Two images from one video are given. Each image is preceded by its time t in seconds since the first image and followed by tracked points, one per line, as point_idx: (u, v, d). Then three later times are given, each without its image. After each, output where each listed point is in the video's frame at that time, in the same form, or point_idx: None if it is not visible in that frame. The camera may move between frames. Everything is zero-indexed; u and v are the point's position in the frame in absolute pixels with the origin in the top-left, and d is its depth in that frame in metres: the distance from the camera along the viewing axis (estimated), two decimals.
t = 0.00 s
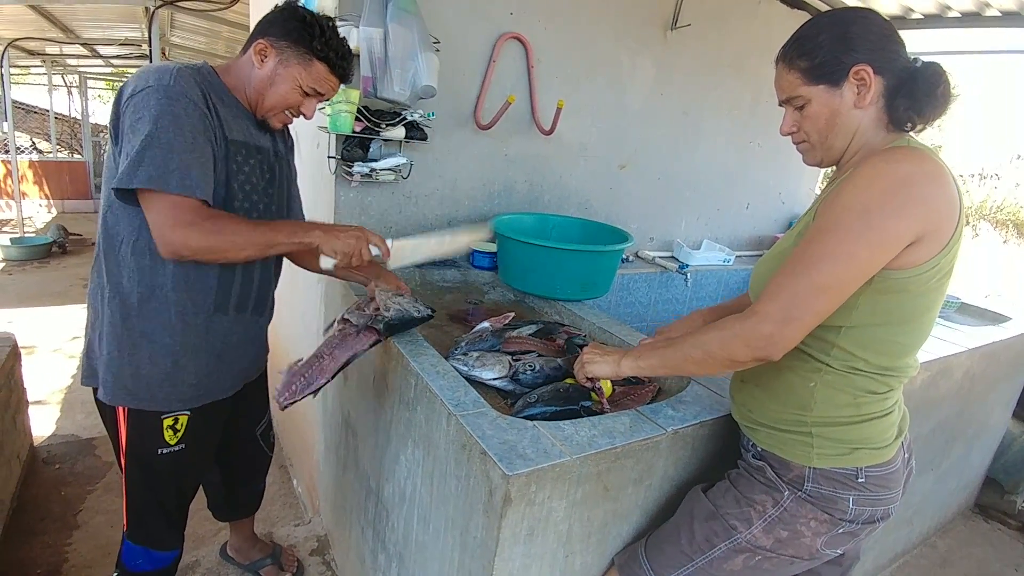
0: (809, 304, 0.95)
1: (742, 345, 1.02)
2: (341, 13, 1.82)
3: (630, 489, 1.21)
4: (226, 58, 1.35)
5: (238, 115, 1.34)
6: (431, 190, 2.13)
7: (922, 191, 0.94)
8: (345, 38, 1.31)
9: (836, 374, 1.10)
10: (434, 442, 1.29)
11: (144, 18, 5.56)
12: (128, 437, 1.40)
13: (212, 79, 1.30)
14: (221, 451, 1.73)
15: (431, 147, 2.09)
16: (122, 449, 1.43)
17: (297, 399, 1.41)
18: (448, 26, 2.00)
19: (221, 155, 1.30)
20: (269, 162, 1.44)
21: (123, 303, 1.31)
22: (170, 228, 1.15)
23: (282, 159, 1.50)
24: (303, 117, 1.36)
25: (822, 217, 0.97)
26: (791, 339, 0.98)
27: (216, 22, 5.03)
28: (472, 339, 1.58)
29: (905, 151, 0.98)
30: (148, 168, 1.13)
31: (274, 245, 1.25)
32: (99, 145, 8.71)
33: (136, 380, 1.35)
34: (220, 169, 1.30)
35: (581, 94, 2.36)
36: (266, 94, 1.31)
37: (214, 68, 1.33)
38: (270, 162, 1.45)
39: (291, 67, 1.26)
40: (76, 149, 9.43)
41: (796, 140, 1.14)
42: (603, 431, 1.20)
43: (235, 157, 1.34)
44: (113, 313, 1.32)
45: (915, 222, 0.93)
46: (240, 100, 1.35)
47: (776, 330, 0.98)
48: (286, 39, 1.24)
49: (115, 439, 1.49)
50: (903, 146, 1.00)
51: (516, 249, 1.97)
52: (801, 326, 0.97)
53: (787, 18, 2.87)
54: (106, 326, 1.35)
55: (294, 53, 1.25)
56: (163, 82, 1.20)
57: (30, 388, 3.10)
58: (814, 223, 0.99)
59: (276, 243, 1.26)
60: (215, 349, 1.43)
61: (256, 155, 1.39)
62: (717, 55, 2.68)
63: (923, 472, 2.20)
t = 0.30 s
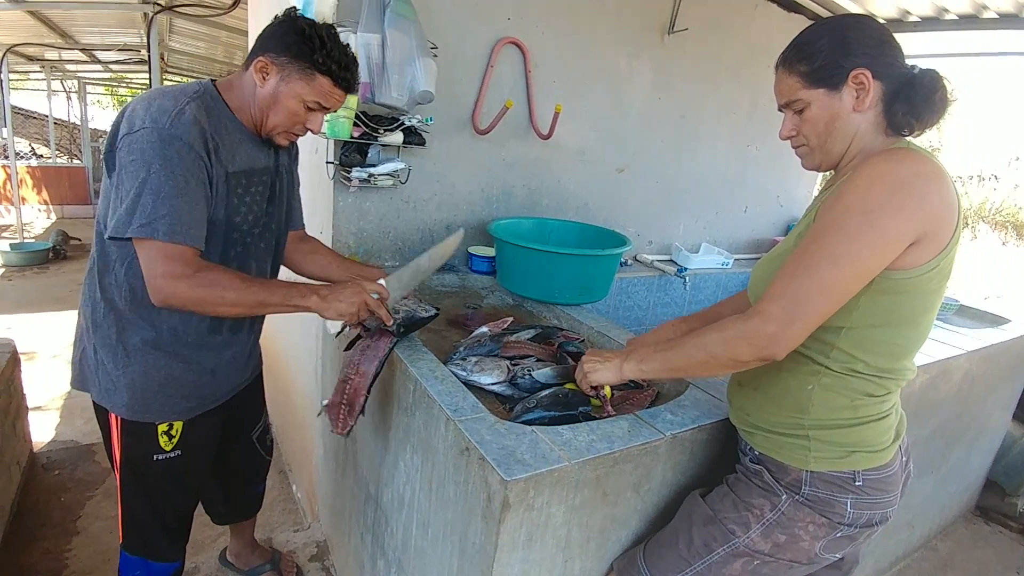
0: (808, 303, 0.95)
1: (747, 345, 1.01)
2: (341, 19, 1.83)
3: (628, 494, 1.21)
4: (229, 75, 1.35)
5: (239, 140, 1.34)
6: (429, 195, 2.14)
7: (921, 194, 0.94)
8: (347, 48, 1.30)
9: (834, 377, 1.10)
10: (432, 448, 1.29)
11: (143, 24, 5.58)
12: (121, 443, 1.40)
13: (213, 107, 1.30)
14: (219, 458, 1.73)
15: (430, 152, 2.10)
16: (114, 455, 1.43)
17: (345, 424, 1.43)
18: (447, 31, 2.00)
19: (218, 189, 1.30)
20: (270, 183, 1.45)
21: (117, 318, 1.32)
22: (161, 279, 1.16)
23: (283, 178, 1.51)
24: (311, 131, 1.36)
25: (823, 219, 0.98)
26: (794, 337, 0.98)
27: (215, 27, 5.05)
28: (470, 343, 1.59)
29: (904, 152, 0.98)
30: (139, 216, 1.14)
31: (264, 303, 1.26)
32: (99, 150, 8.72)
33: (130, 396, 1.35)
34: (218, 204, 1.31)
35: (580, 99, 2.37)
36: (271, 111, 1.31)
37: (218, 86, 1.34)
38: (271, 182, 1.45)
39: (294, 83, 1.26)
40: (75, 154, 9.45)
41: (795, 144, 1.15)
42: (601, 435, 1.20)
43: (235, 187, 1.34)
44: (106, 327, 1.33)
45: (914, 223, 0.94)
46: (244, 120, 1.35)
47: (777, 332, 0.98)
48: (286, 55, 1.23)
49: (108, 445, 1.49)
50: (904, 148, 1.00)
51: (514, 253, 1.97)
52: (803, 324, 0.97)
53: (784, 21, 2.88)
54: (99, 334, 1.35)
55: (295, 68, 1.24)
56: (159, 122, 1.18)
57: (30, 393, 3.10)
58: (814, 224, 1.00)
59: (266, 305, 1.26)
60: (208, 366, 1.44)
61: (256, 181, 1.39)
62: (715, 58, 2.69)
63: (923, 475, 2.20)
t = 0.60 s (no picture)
0: (796, 294, 0.95)
1: (732, 333, 1.02)
2: (337, 20, 1.83)
3: (626, 492, 1.21)
4: (228, 82, 1.33)
5: (240, 147, 1.33)
6: (426, 195, 2.14)
7: (915, 189, 0.94)
8: (348, 52, 1.30)
9: (830, 374, 1.10)
10: (430, 448, 1.29)
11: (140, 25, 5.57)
12: (116, 447, 1.40)
13: (214, 114, 1.29)
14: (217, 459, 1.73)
15: (427, 152, 2.10)
16: (109, 458, 1.43)
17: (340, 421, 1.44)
18: (443, 30, 2.00)
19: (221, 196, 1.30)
20: (267, 191, 1.45)
21: (110, 322, 1.32)
22: (188, 282, 1.15)
23: (280, 185, 1.50)
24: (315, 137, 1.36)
25: (813, 213, 0.98)
26: (778, 327, 0.99)
27: (212, 28, 5.04)
28: (467, 343, 1.59)
29: (897, 149, 0.98)
30: (160, 224, 1.14)
31: (296, 302, 1.29)
32: (96, 152, 8.71)
33: (124, 400, 1.35)
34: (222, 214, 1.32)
35: (577, 98, 2.37)
36: (274, 120, 1.30)
37: (217, 93, 1.32)
38: (268, 189, 1.45)
39: (298, 90, 1.25)
40: (72, 156, 9.44)
41: (789, 143, 1.15)
42: (599, 434, 1.20)
43: (235, 194, 1.34)
44: (99, 331, 1.32)
45: (905, 218, 0.94)
46: (244, 128, 1.34)
47: (762, 320, 0.98)
48: (289, 62, 1.23)
49: (104, 449, 1.48)
50: (898, 145, 1.00)
51: (512, 253, 1.97)
52: (788, 316, 0.97)
53: (780, 20, 2.88)
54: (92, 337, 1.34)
55: (299, 75, 1.23)
56: (166, 130, 1.17)
57: (28, 396, 3.10)
58: (804, 219, 1.00)
59: (297, 304, 1.29)
60: (201, 372, 1.44)
61: (255, 189, 1.39)
62: (712, 56, 2.69)
63: (920, 472, 2.20)
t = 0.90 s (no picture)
0: (804, 298, 0.95)
1: (744, 343, 1.01)
2: (332, 19, 1.82)
3: (625, 489, 1.21)
4: (215, 80, 1.32)
5: (230, 147, 1.33)
6: (424, 194, 2.14)
7: (913, 186, 0.95)
8: (334, 39, 1.29)
9: (828, 370, 1.11)
10: (429, 446, 1.29)
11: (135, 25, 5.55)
12: (111, 451, 1.39)
13: (204, 113, 1.28)
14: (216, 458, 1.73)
15: (423, 151, 2.09)
16: (105, 463, 1.42)
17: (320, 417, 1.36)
18: (437, 29, 2.00)
19: (215, 197, 1.30)
20: (259, 191, 1.44)
21: (104, 327, 1.32)
22: (191, 288, 1.15)
23: (271, 184, 1.50)
24: (308, 128, 1.35)
25: (812, 214, 0.98)
26: (788, 337, 0.98)
27: (207, 26, 5.02)
28: (466, 342, 1.59)
29: (889, 146, 0.99)
30: (157, 230, 1.14)
31: (300, 312, 1.27)
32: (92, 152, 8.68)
33: (120, 405, 1.34)
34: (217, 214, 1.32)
35: (574, 96, 2.37)
36: (264, 113, 1.29)
37: (205, 91, 1.31)
38: (259, 188, 1.45)
39: (287, 81, 1.24)
40: (68, 157, 9.41)
41: (779, 142, 1.15)
42: (597, 432, 1.20)
43: (229, 195, 1.34)
44: (93, 337, 1.32)
45: (903, 215, 0.94)
46: (234, 125, 1.33)
47: (777, 328, 0.98)
48: (275, 53, 1.22)
49: (98, 453, 1.48)
50: (888, 142, 1.01)
51: (510, 251, 1.97)
52: (798, 322, 0.97)
53: (776, 18, 2.88)
54: (86, 344, 1.34)
55: (286, 65, 1.23)
56: (156, 133, 1.16)
57: (24, 397, 3.09)
58: (804, 220, 1.00)
59: (302, 311, 1.27)
60: (196, 373, 1.44)
61: (247, 190, 1.39)
62: (707, 55, 2.68)
63: (918, 468, 2.21)
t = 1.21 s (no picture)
0: (799, 292, 0.95)
1: (734, 334, 1.01)
2: (327, 15, 1.81)
3: (623, 486, 1.21)
4: (183, 69, 1.31)
5: (205, 139, 1.32)
6: (421, 192, 2.13)
7: (907, 178, 0.95)
8: (299, 12, 1.26)
9: (823, 365, 1.10)
10: (427, 443, 1.29)
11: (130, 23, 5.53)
12: (104, 457, 1.38)
13: (173, 104, 1.27)
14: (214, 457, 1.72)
15: (420, 148, 2.09)
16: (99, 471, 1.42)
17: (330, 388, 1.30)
18: (431, 25, 1.99)
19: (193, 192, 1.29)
20: (239, 183, 1.45)
21: (95, 334, 1.31)
22: (176, 291, 1.15)
23: (250, 175, 1.49)
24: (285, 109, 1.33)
25: (804, 208, 0.98)
26: (779, 328, 0.98)
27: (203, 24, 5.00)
28: (463, 339, 1.59)
29: (881, 138, 0.99)
30: (131, 233, 1.12)
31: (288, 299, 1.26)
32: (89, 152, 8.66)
33: (114, 413, 1.34)
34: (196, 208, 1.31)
35: (569, 93, 2.36)
36: (238, 98, 1.27)
37: (174, 83, 1.30)
38: (239, 180, 1.44)
39: (255, 61, 1.23)
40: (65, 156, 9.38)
41: (770, 136, 1.14)
42: (595, 428, 1.20)
43: (207, 189, 1.33)
44: (84, 344, 1.32)
45: (896, 208, 0.94)
46: (207, 113, 1.32)
47: (766, 321, 0.98)
48: (239, 33, 1.20)
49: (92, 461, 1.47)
50: (879, 133, 1.01)
51: (508, 247, 1.96)
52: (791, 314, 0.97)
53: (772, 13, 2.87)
54: (78, 352, 1.33)
55: (252, 45, 1.21)
56: (122, 131, 1.15)
57: (21, 397, 3.08)
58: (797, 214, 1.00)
59: (290, 299, 1.26)
60: (190, 375, 1.43)
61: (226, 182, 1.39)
62: (703, 50, 2.67)
63: (916, 462, 2.21)
